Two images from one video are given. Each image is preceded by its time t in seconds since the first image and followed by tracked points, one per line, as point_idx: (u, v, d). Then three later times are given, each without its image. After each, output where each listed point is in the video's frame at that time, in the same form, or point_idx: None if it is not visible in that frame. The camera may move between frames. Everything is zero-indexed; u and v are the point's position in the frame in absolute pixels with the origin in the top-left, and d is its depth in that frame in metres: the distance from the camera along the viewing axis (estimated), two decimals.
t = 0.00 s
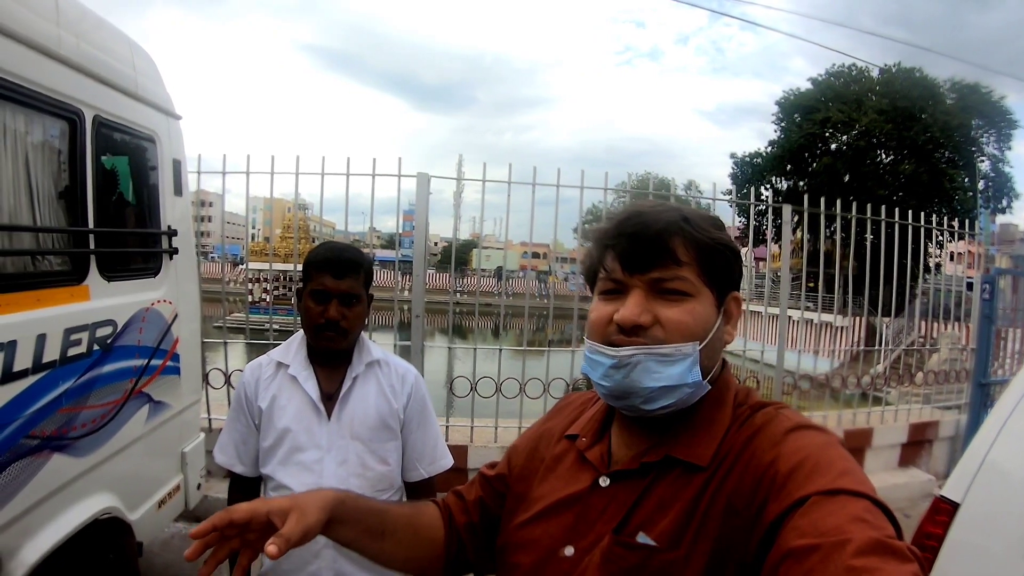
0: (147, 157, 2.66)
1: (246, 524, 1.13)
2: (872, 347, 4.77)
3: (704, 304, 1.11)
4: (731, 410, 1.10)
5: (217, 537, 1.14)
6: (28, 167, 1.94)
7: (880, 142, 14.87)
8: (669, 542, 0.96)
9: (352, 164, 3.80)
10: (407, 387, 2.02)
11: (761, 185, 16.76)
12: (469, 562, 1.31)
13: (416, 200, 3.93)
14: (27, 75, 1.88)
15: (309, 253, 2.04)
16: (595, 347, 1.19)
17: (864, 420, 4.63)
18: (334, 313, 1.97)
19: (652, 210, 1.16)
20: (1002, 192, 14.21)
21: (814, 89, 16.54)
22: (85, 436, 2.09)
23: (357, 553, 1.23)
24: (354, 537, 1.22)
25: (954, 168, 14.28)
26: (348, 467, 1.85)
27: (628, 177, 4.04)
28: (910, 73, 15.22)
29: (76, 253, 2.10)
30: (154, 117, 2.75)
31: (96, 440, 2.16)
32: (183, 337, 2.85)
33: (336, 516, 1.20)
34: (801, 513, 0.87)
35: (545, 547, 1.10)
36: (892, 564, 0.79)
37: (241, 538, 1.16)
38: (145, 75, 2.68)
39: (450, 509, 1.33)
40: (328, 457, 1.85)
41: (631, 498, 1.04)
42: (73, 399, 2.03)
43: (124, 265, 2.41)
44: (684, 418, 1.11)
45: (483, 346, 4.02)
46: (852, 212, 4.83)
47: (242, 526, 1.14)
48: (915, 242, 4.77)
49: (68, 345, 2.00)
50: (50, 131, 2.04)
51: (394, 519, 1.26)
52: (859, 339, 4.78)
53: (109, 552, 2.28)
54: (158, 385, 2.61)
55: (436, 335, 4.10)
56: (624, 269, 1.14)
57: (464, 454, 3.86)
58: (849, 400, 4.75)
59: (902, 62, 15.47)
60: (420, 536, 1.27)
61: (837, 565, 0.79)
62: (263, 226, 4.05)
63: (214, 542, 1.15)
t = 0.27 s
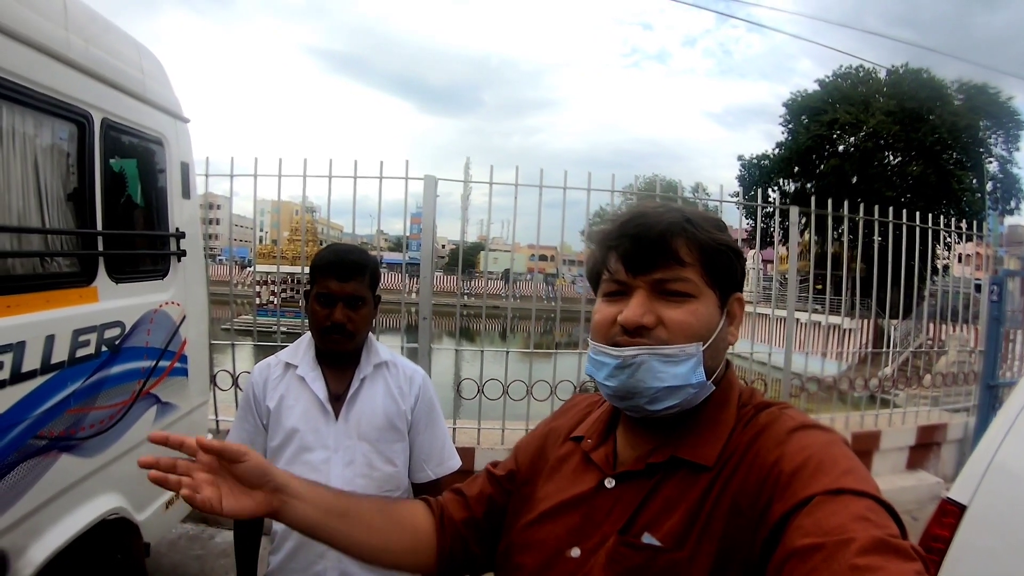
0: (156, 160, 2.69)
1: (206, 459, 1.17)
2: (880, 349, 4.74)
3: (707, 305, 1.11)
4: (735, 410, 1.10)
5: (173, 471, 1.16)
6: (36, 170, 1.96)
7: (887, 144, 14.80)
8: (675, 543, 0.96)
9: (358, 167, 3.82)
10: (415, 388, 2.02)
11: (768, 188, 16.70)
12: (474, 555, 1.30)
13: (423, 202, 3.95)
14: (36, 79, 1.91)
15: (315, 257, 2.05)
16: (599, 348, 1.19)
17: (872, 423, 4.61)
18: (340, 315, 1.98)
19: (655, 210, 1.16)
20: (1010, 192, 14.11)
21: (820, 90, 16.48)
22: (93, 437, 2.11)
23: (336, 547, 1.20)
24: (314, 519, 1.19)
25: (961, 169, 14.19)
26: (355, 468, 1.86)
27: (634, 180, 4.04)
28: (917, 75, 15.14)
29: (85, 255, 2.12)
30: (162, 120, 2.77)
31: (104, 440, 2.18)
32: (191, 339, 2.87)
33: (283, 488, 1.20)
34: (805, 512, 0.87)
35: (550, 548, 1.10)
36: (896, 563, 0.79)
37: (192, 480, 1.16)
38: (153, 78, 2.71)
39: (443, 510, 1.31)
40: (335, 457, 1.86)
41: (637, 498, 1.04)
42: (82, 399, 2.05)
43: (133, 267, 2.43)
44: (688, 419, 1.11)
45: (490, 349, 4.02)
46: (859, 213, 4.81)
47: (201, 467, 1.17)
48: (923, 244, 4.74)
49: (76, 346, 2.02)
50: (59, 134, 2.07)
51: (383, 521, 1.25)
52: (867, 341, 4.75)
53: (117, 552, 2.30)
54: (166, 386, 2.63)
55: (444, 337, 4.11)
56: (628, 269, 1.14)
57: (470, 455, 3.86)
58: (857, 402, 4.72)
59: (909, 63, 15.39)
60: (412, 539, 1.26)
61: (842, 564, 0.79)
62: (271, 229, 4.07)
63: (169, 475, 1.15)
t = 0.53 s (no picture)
0: (161, 161, 2.70)
1: (201, 487, 1.17)
2: (885, 351, 4.72)
3: (720, 307, 1.11)
4: (739, 412, 1.09)
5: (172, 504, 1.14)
6: (42, 171, 1.98)
7: (892, 145, 14.74)
8: (679, 546, 0.96)
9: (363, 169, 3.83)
10: (420, 390, 2.03)
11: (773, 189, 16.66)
12: (473, 565, 1.30)
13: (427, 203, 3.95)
14: (42, 81, 1.92)
15: (322, 256, 2.05)
16: (610, 347, 1.18)
17: (878, 425, 4.58)
18: (344, 316, 1.98)
19: (673, 210, 1.16)
20: (1017, 193, 14.02)
21: (826, 91, 16.44)
22: (98, 437, 2.12)
23: (346, 564, 1.20)
24: (316, 535, 1.19)
25: (967, 170, 14.13)
26: (359, 470, 1.86)
27: (640, 181, 4.02)
28: (923, 75, 15.06)
29: (90, 256, 2.13)
30: (168, 122, 2.78)
31: (109, 440, 2.19)
32: (196, 340, 2.88)
33: (282, 507, 1.20)
34: (810, 513, 0.86)
35: (553, 552, 1.10)
36: (902, 565, 0.78)
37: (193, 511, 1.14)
38: (159, 80, 2.72)
39: (444, 518, 1.32)
40: (339, 459, 1.86)
41: (640, 501, 1.04)
42: (87, 400, 2.06)
43: (138, 267, 2.44)
44: (693, 421, 1.10)
45: (495, 350, 4.02)
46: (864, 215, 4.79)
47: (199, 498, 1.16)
48: (929, 245, 4.72)
49: (81, 347, 2.03)
50: (64, 135, 2.08)
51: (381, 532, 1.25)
52: (872, 343, 4.73)
53: (121, 552, 2.30)
54: (171, 387, 2.64)
55: (449, 338, 4.10)
56: (644, 267, 1.13)
57: (475, 457, 3.86)
58: (862, 404, 4.70)
59: (915, 64, 15.33)
60: (412, 549, 1.26)
61: (848, 565, 0.79)
62: (277, 231, 4.09)
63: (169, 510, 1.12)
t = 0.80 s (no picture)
0: (169, 163, 2.72)
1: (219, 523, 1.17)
2: (892, 354, 4.70)
3: (721, 310, 1.11)
4: (742, 413, 1.09)
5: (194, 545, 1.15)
6: (51, 172, 2.00)
7: (900, 146, 14.65)
8: (681, 547, 0.96)
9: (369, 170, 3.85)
10: (426, 391, 2.03)
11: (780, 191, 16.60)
12: None
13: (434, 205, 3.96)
14: (51, 83, 1.94)
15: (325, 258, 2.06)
16: (612, 352, 1.18)
17: (885, 428, 4.56)
18: (350, 318, 1.99)
19: (673, 213, 1.16)
20: None
21: (833, 93, 16.37)
22: (105, 437, 2.14)
23: None
24: (338, 561, 1.21)
25: (975, 172, 14.04)
26: (365, 470, 1.87)
27: (646, 183, 4.01)
28: (931, 77, 14.97)
29: (98, 256, 2.15)
30: (176, 124, 2.81)
31: (116, 440, 2.21)
32: (203, 341, 2.90)
33: (303, 535, 1.21)
34: (811, 514, 0.86)
35: (556, 553, 1.10)
36: (903, 564, 0.78)
37: (215, 550, 1.16)
38: (167, 82, 2.74)
39: (456, 530, 1.32)
40: (345, 459, 1.87)
41: (642, 502, 1.04)
42: (94, 399, 2.08)
43: (145, 268, 2.46)
44: (696, 424, 1.10)
45: (501, 352, 4.03)
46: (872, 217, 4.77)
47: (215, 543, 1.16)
48: (937, 248, 4.69)
49: (89, 346, 2.05)
50: (73, 137, 2.10)
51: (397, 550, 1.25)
52: (879, 346, 4.71)
53: (128, 551, 2.32)
54: (178, 387, 2.66)
55: (454, 340, 4.10)
56: (644, 272, 1.13)
57: (480, 458, 3.87)
58: (869, 407, 4.67)
59: (923, 65, 15.25)
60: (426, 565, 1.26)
61: (849, 565, 0.79)
62: (284, 232, 4.11)
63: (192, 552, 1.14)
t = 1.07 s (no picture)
0: (174, 164, 2.73)
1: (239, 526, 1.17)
2: (898, 355, 4.68)
3: (726, 312, 1.11)
4: (750, 415, 1.09)
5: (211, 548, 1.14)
6: (56, 172, 2.01)
7: (906, 147, 14.60)
8: (688, 548, 0.95)
9: (374, 171, 3.86)
10: (432, 392, 2.03)
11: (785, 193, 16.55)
12: None
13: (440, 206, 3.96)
14: (57, 83, 1.95)
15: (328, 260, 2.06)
16: (617, 354, 1.18)
17: (890, 429, 4.54)
18: (354, 319, 1.99)
19: (676, 215, 1.15)
20: None
21: (838, 94, 16.32)
22: (110, 436, 2.15)
23: None
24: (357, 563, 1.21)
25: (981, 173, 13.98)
26: (371, 471, 1.87)
27: (651, 184, 4.00)
28: (937, 77, 14.91)
29: (103, 257, 2.16)
30: (181, 124, 2.82)
31: (121, 439, 2.21)
32: (209, 341, 2.91)
33: (324, 539, 1.20)
34: (819, 516, 0.86)
35: (562, 553, 1.10)
36: (911, 568, 0.77)
37: (232, 553, 1.15)
38: (172, 83, 2.76)
39: (465, 527, 1.31)
40: (351, 460, 1.87)
41: (649, 503, 1.03)
42: (99, 399, 2.08)
43: (151, 268, 2.46)
44: (703, 426, 1.10)
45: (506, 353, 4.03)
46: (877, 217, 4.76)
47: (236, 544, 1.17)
48: (943, 248, 4.67)
49: (94, 346, 2.06)
50: (78, 137, 2.11)
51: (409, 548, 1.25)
52: (885, 347, 4.69)
53: (132, 551, 2.32)
54: (183, 387, 2.67)
55: (459, 341, 4.11)
56: (647, 274, 1.12)
57: (485, 459, 3.87)
58: (875, 409, 4.65)
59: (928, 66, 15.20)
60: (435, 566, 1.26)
61: (856, 568, 0.78)
62: (289, 233, 4.12)
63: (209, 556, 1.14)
